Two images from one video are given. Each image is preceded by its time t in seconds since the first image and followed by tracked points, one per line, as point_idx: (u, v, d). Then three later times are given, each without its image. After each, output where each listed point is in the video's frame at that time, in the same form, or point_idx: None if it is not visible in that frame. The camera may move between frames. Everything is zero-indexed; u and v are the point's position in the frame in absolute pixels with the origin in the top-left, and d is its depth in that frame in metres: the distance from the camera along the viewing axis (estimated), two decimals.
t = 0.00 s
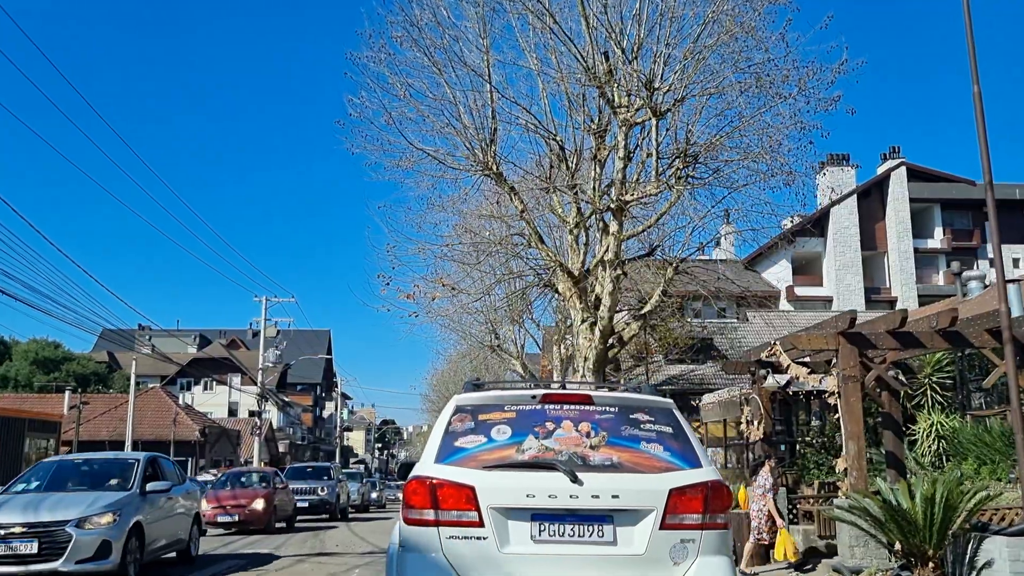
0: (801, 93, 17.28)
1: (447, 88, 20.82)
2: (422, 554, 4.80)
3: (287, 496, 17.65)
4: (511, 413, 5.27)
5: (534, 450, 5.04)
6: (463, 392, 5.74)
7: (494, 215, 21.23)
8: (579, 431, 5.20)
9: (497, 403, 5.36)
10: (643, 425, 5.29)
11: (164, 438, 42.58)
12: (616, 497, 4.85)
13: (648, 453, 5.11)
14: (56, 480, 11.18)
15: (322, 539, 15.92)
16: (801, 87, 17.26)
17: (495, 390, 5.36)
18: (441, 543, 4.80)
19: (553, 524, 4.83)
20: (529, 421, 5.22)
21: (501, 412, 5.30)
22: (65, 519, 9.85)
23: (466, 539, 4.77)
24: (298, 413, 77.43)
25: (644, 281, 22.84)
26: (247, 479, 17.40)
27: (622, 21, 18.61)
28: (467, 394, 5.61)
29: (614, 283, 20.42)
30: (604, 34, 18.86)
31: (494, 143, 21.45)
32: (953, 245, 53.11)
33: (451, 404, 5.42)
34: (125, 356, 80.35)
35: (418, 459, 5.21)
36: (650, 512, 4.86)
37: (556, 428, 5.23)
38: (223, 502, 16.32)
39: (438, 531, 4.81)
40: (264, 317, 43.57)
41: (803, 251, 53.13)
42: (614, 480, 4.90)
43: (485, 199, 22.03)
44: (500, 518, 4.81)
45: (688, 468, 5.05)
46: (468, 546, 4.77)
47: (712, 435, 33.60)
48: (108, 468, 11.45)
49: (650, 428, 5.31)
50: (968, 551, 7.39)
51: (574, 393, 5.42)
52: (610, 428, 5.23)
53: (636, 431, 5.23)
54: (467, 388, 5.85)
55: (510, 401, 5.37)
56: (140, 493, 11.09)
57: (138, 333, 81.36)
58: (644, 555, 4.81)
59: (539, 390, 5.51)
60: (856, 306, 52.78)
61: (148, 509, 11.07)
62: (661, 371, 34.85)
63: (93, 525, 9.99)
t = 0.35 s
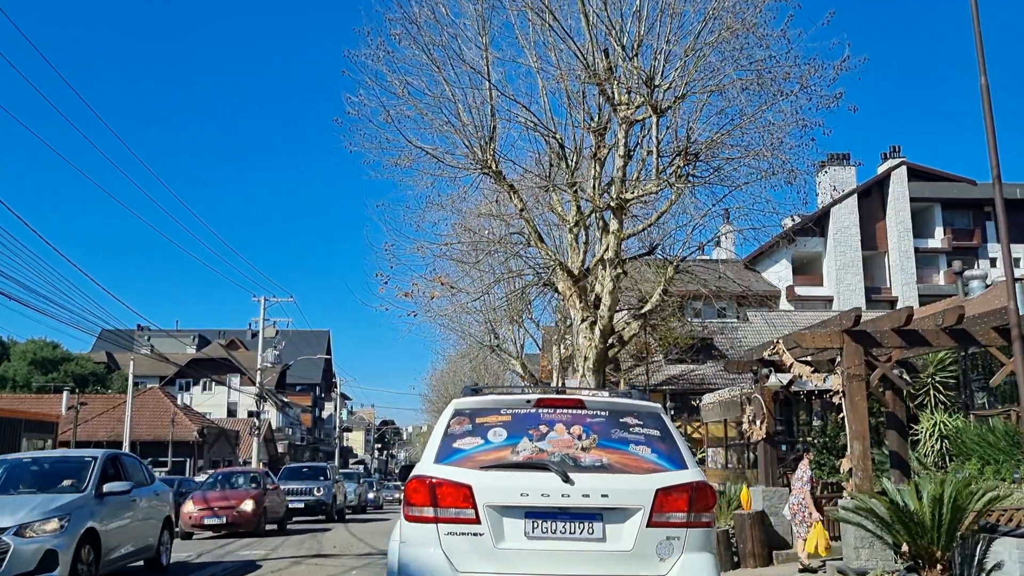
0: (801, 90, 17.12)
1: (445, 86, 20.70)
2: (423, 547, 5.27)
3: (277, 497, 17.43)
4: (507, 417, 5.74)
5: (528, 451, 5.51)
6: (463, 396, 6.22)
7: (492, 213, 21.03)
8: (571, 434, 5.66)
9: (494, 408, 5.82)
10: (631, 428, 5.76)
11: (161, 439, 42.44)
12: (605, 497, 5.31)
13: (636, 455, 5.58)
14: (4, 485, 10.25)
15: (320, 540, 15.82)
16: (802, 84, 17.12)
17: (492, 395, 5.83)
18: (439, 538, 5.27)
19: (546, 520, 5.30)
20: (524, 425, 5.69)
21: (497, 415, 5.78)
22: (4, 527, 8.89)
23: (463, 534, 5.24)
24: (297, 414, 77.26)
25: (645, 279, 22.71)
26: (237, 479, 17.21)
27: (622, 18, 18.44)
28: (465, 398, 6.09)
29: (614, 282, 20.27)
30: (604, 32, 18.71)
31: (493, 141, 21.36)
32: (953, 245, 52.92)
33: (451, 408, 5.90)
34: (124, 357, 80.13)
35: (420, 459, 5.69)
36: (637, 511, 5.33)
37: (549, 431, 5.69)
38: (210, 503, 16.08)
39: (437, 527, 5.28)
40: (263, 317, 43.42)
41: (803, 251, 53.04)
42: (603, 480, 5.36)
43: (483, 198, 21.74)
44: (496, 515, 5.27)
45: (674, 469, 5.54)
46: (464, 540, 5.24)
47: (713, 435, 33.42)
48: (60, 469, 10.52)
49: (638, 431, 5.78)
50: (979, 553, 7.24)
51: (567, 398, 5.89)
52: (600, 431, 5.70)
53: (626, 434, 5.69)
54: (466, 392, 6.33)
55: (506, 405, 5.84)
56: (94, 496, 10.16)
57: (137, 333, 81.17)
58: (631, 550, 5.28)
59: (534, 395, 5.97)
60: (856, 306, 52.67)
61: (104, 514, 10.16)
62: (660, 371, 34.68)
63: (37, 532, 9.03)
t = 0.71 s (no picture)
0: (805, 86, 16.92)
1: (444, 83, 20.50)
2: (420, 546, 5.50)
3: (266, 499, 17.12)
4: (503, 422, 5.98)
5: (521, 455, 5.73)
6: (462, 401, 6.44)
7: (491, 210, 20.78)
8: (563, 439, 5.89)
9: (490, 413, 6.04)
10: (621, 434, 5.96)
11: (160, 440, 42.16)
12: (594, 498, 5.52)
13: (625, 459, 5.78)
14: None
15: (317, 541, 15.61)
16: (805, 80, 16.92)
17: (489, 400, 6.05)
18: (437, 536, 5.50)
19: (538, 521, 5.51)
20: (518, 429, 5.91)
21: (494, 420, 6.01)
22: None
23: (459, 533, 5.47)
24: (296, 415, 77.00)
25: (646, 277, 22.51)
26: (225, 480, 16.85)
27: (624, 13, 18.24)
28: (463, 403, 6.32)
29: (615, 281, 20.05)
30: (605, 27, 18.51)
31: (493, 139, 21.22)
32: (955, 245, 52.65)
33: (449, 412, 6.12)
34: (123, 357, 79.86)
35: (419, 462, 5.92)
36: (625, 513, 5.54)
37: (542, 435, 5.91)
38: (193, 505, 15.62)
39: (436, 526, 5.51)
40: (262, 317, 43.13)
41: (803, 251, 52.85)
42: (593, 483, 5.57)
43: (483, 196, 21.55)
44: (490, 516, 5.49)
45: (660, 473, 5.75)
46: (459, 539, 5.46)
47: (714, 436, 33.16)
48: None
49: (627, 436, 5.98)
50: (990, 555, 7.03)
51: (560, 404, 6.10)
52: (591, 436, 5.90)
53: (614, 439, 5.90)
54: (465, 397, 6.55)
55: (502, 411, 6.06)
56: (31, 502, 8.51)
57: (136, 333, 80.90)
58: (618, 550, 5.50)
59: (529, 401, 6.19)
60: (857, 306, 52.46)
61: (41, 523, 8.51)
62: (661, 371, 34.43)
63: None
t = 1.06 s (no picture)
0: (810, 80, 16.65)
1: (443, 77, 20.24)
2: (419, 542, 5.82)
3: (250, 500, 16.64)
4: (496, 426, 6.32)
5: (514, 457, 6.08)
6: (458, 406, 6.77)
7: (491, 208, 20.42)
8: (553, 442, 6.24)
9: (486, 418, 6.38)
10: (608, 437, 6.32)
11: (157, 439, 41.90)
12: (581, 497, 5.88)
13: (611, 461, 6.14)
14: None
15: (313, 543, 15.37)
16: (809, 74, 16.64)
17: (484, 406, 6.39)
18: (435, 533, 5.82)
19: (529, 519, 5.85)
20: (511, 433, 6.26)
21: (488, 425, 6.34)
22: None
23: (455, 529, 5.80)
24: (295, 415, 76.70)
25: (647, 275, 22.26)
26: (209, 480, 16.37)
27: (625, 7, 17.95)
28: (459, 409, 6.65)
29: (616, 278, 19.76)
30: (605, 21, 18.24)
31: (493, 136, 20.96)
32: (958, 243, 52.29)
33: (446, 417, 6.46)
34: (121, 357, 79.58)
35: (418, 463, 6.26)
36: (610, 511, 5.90)
37: (533, 439, 6.27)
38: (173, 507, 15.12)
39: (434, 523, 5.83)
40: (260, 316, 42.88)
41: (805, 249, 52.60)
42: (581, 484, 5.93)
43: (483, 193, 21.31)
44: (485, 514, 5.83)
45: (644, 475, 6.11)
46: (456, 535, 5.79)
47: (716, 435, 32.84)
48: None
49: (613, 440, 6.34)
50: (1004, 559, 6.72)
51: (550, 410, 6.45)
52: (579, 440, 6.26)
53: (601, 442, 6.26)
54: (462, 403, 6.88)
55: (496, 415, 6.40)
56: None
57: (135, 333, 80.60)
58: (604, 546, 5.85)
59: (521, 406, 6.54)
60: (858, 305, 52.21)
61: None
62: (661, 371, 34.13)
63: None
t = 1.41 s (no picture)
0: (814, 73, 16.28)
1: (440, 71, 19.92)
2: (415, 538, 6.44)
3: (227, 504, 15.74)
4: (486, 431, 6.95)
5: (502, 458, 6.71)
6: (453, 412, 7.41)
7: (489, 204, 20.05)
8: (539, 445, 6.86)
9: (476, 423, 7.02)
10: (590, 440, 6.95)
11: (153, 440, 41.61)
12: (566, 496, 6.51)
13: (594, 462, 6.77)
14: None
15: (306, 545, 15.01)
16: (814, 67, 16.29)
17: (475, 412, 7.03)
18: (430, 531, 6.44)
19: (516, 516, 6.47)
20: (501, 437, 6.89)
21: (480, 429, 6.98)
22: None
23: (448, 526, 6.42)
24: (292, 415, 76.29)
25: (648, 272, 21.90)
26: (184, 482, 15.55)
27: None
28: (453, 414, 7.28)
29: (617, 275, 19.43)
30: (606, 14, 17.89)
31: (492, 132, 20.64)
32: (959, 243, 51.93)
33: (440, 422, 7.10)
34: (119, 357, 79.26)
35: (415, 466, 6.88)
36: (592, 509, 6.52)
37: (521, 442, 6.89)
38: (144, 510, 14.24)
39: (429, 521, 6.45)
40: (258, 315, 42.56)
41: (805, 249, 52.27)
42: (565, 484, 6.56)
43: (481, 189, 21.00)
44: (476, 512, 6.45)
45: (623, 475, 6.74)
46: (449, 532, 6.41)
47: (717, 436, 32.48)
48: None
49: (596, 442, 6.98)
50: None
51: (537, 415, 7.09)
52: (564, 443, 6.89)
53: (584, 445, 6.89)
54: (455, 410, 7.51)
55: (486, 421, 7.04)
56: None
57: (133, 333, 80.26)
58: (587, 541, 6.48)
59: (511, 412, 7.16)
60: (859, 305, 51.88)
61: None
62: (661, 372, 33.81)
63: None
